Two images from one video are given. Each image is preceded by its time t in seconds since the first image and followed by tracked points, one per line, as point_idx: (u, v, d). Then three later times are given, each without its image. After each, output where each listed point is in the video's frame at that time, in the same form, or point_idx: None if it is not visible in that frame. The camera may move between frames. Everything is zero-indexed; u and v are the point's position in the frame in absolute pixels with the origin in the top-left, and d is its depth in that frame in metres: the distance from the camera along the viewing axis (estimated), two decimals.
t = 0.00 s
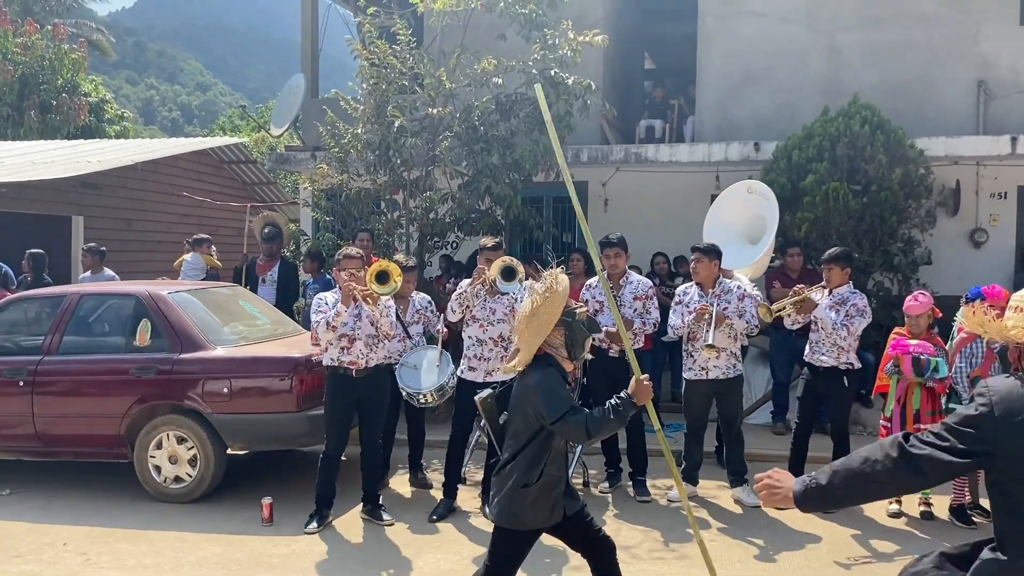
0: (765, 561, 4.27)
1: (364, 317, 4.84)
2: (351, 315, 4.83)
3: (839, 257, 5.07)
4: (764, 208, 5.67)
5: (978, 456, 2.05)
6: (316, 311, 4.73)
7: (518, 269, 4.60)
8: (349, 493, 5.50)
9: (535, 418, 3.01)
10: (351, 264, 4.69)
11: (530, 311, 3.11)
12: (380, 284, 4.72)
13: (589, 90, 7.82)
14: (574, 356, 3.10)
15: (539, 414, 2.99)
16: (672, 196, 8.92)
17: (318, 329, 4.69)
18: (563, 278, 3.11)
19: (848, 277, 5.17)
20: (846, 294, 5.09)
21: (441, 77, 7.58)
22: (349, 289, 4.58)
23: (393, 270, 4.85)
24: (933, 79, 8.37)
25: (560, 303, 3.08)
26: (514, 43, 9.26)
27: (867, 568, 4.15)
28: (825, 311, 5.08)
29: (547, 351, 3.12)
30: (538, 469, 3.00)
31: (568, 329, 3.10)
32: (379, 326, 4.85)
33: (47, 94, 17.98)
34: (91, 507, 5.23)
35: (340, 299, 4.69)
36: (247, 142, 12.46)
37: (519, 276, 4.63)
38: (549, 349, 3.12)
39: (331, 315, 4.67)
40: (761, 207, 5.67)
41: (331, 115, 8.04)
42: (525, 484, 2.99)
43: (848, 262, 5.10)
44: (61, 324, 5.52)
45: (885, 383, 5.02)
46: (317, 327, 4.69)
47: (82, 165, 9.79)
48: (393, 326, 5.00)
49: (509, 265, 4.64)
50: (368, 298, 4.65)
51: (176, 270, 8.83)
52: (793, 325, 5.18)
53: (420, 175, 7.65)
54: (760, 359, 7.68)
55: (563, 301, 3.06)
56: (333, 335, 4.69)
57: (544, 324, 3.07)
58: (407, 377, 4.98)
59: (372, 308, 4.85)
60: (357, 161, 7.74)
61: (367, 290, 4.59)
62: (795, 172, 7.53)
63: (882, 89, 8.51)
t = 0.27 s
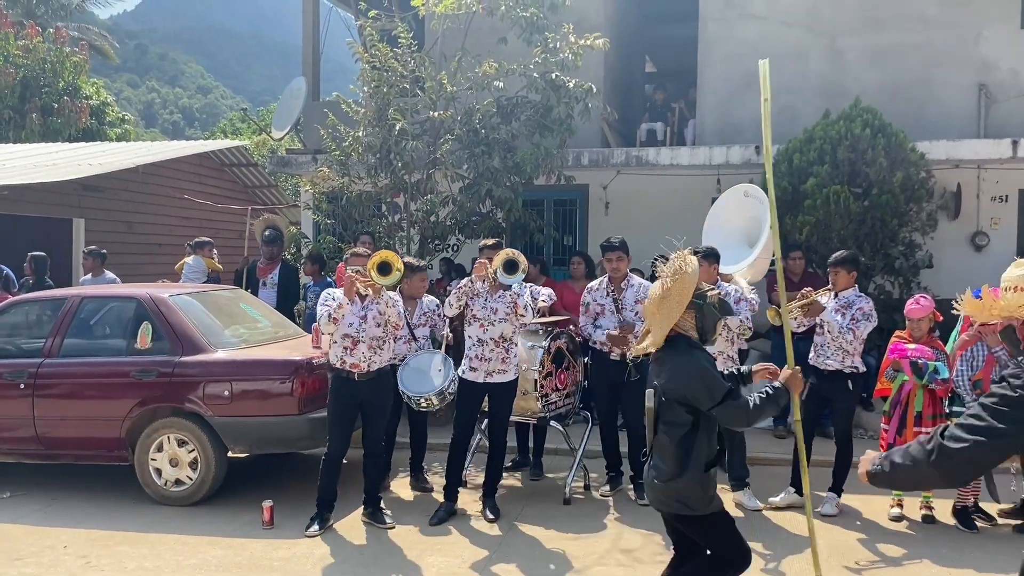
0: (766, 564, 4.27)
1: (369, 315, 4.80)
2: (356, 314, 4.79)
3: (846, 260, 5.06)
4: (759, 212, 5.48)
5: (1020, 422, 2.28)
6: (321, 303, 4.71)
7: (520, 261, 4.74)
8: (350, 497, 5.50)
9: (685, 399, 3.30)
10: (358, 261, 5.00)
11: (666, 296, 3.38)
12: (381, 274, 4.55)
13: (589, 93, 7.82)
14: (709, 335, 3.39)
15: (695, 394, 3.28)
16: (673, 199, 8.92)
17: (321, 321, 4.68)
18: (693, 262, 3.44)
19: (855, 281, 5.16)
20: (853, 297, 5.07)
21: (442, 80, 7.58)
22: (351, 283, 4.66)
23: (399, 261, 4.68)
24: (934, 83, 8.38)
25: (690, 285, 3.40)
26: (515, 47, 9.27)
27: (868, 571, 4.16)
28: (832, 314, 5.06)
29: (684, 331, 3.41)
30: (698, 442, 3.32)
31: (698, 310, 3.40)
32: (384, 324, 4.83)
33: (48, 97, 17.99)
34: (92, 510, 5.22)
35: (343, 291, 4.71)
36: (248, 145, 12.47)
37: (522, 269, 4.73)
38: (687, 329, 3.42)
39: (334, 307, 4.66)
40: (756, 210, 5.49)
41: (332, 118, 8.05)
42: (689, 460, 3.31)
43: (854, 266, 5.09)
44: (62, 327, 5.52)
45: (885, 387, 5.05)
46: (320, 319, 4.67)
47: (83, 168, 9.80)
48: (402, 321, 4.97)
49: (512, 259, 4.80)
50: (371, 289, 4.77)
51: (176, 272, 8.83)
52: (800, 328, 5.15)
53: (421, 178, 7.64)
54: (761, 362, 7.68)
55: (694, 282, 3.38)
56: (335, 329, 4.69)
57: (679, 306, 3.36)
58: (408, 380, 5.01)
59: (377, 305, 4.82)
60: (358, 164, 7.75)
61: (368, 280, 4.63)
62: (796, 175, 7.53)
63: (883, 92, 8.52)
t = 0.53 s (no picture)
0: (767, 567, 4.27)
1: (371, 318, 4.79)
2: (359, 317, 4.79)
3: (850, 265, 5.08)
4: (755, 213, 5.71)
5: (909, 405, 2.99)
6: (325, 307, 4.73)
7: (521, 270, 4.72)
8: (350, 499, 5.49)
9: (823, 417, 2.93)
10: (364, 264, 4.88)
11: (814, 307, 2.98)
12: (386, 280, 4.53)
13: (590, 96, 7.83)
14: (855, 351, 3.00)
15: (842, 410, 2.89)
16: (673, 201, 8.92)
17: (324, 326, 4.70)
18: (849, 270, 3.00)
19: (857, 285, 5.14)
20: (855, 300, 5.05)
21: (442, 83, 7.59)
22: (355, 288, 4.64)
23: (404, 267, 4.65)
24: (934, 85, 8.39)
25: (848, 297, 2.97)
26: (515, 49, 9.27)
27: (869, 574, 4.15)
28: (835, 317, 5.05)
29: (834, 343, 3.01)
30: (841, 464, 2.94)
31: (852, 326, 3.00)
32: (385, 329, 4.81)
33: (49, 99, 18.00)
34: (91, 512, 5.22)
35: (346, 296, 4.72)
36: (248, 147, 12.48)
37: (521, 277, 4.71)
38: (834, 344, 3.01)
39: (337, 311, 4.68)
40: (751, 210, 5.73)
41: (332, 120, 8.05)
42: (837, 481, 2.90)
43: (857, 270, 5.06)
44: (62, 329, 5.52)
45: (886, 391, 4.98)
46: (324, 324, 4.70)
47: (84, 170, 9.81)
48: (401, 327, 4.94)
49: (512, 267, 4.75)
50: (373, 295, 4.75)
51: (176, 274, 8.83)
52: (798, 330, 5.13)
53: (422, 180, 7.64)
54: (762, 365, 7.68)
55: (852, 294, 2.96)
56: (338, 333, 4.71)
57: (829, 319, 2.95)
58: (408, 377, 5.03)
59: (379, 310, 4.81)
60: (358, 167, 7.75)
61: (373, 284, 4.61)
62: (796, 178, 7.54)
63: (883, 95, 8.52)
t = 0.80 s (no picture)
0: (767, 568, 4.27)
1: (371, 320, 4.78)
2: (359, 318, 4.78)
3: (848, 265, 5.05)
4: (747, 213, 5.77)
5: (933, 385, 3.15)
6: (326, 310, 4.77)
7: (520, 273, 4.72)
8: (349, 501, 5.48)
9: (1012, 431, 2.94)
10: (363, 268, 4.94)
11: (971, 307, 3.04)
12: (383, 282, 4.52)
13: (589, 97, 7.83)
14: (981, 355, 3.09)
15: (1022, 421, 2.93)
16: (673, 202, 8.92)
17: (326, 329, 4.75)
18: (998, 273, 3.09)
19: (856, 285, 5.15)
20: (853, 301, 5.10)
21: (442, 84, 7.60)
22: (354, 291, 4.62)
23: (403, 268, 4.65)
24: (934, 87, 8.39)
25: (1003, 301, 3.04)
26: (515, 50, 9.28)
27: None
28: (833, 317, 5.05)
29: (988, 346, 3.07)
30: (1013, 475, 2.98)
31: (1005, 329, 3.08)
32: (385, 330, 4.80)
33: (48, 100, 17.99)
34: (90, 514, 5.21)
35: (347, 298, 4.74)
36: (248, 149, 12.48)
37: (520, 280, 4.70)
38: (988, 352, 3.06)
39: (337, 314, 4.72)
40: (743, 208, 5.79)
41: (332, 121, 8.05)
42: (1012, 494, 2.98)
43: (856, 269, 5.08)
44: (62, 330, 5.52)
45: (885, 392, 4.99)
46: (325, 327, 4.74)
47: (83, 171, 9.81)
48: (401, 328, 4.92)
49: (512, 270, 4.74)
50: (372, 297, 4.72)
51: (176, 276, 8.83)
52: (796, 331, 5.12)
53: (421, 181, 7.64)
54: (761, 366, 7.68)
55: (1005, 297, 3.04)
56: (339, 335, 4.73)
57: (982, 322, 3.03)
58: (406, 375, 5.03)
59: (379, 311, 4.79)
60: (358, 168, 7.75)
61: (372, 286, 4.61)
62: (796, 179, 7.54)
63: (883, 96, 8.53)
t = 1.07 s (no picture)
0: (767, 569, 4.26)
1: (371, 320, 4.78)
2: (359, 318, 4.78)
3: (842, 264, 5.06)
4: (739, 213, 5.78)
5: None
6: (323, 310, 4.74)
7: (520, 273, 4.72)
8: (349, 501, 5.48)
9: None
10: (362, 269, 5.00)
11: None
12: (382, 281, 4.53)
13: (589, 98, 7.83)
14: None
15: None
16: (672, 203, 8.92)
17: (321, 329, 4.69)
18: None
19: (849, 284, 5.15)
20: (847, 301, 5.10)
21: (441, 84, 7.60)
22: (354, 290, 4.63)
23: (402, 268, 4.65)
24: (933, 87, 8.40)
25: None
26: (514, 51, 9.28)
27: None
28: (830, 316, 5.04)
29: None
30: None
31: None
32: (384, 330, 4.79)
33: (47, 101, 17.97)
34: (89, 515, 5.20)
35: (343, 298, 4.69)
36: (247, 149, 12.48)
37: (519, 281, 4.70)
38: None
39: (334, 314, 4.65)
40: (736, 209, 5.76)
41: (331, 122, 8.04)
42: None
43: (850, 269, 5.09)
44: (61, 331, 5.51)
45: (886, 392, 5.02)
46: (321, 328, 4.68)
47: (83, 172, 9.80)
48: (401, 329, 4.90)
49: (511, 270, 4.74)
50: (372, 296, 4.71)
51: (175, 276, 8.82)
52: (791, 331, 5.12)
53: (421, 182, 7.63)
54: (761, 367, 7.68)
55: None
56: (336, 336, 4.68)
57: None
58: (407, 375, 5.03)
59: (378, 311, 4.78)
60: (357, 169, 7.74)
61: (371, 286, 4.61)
62: (795, 180, 7.54)
63: (882, 97, 8.53)
